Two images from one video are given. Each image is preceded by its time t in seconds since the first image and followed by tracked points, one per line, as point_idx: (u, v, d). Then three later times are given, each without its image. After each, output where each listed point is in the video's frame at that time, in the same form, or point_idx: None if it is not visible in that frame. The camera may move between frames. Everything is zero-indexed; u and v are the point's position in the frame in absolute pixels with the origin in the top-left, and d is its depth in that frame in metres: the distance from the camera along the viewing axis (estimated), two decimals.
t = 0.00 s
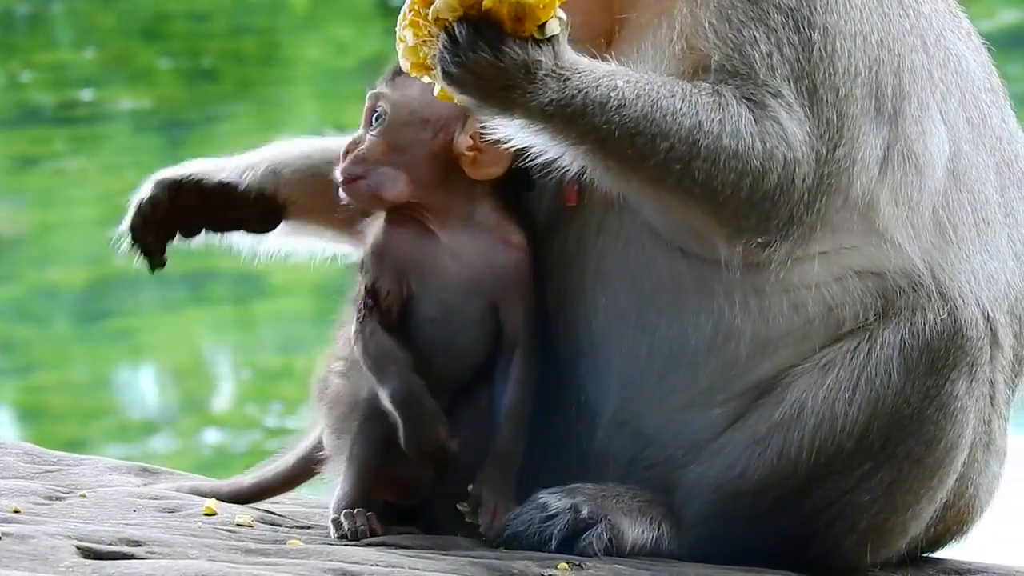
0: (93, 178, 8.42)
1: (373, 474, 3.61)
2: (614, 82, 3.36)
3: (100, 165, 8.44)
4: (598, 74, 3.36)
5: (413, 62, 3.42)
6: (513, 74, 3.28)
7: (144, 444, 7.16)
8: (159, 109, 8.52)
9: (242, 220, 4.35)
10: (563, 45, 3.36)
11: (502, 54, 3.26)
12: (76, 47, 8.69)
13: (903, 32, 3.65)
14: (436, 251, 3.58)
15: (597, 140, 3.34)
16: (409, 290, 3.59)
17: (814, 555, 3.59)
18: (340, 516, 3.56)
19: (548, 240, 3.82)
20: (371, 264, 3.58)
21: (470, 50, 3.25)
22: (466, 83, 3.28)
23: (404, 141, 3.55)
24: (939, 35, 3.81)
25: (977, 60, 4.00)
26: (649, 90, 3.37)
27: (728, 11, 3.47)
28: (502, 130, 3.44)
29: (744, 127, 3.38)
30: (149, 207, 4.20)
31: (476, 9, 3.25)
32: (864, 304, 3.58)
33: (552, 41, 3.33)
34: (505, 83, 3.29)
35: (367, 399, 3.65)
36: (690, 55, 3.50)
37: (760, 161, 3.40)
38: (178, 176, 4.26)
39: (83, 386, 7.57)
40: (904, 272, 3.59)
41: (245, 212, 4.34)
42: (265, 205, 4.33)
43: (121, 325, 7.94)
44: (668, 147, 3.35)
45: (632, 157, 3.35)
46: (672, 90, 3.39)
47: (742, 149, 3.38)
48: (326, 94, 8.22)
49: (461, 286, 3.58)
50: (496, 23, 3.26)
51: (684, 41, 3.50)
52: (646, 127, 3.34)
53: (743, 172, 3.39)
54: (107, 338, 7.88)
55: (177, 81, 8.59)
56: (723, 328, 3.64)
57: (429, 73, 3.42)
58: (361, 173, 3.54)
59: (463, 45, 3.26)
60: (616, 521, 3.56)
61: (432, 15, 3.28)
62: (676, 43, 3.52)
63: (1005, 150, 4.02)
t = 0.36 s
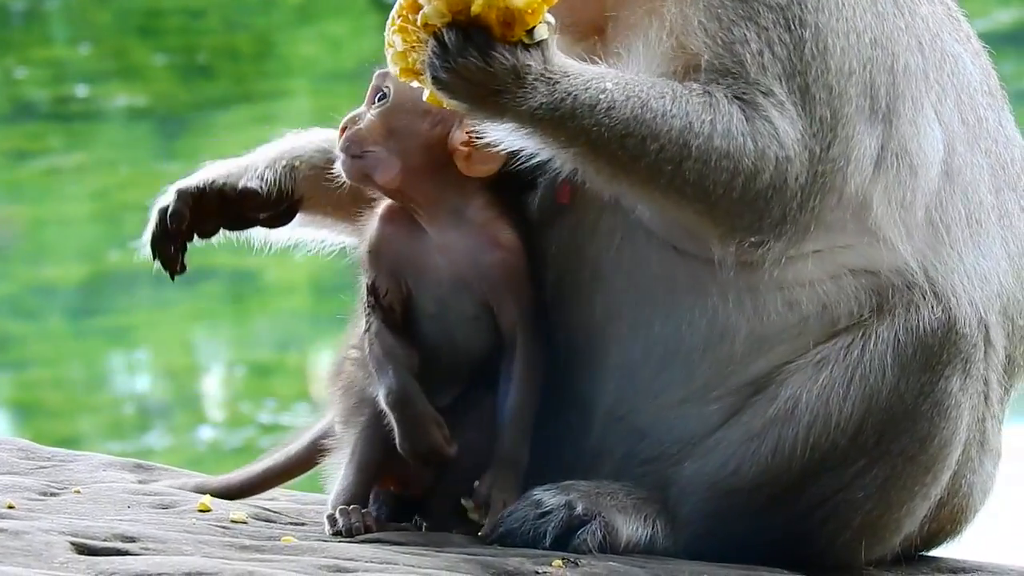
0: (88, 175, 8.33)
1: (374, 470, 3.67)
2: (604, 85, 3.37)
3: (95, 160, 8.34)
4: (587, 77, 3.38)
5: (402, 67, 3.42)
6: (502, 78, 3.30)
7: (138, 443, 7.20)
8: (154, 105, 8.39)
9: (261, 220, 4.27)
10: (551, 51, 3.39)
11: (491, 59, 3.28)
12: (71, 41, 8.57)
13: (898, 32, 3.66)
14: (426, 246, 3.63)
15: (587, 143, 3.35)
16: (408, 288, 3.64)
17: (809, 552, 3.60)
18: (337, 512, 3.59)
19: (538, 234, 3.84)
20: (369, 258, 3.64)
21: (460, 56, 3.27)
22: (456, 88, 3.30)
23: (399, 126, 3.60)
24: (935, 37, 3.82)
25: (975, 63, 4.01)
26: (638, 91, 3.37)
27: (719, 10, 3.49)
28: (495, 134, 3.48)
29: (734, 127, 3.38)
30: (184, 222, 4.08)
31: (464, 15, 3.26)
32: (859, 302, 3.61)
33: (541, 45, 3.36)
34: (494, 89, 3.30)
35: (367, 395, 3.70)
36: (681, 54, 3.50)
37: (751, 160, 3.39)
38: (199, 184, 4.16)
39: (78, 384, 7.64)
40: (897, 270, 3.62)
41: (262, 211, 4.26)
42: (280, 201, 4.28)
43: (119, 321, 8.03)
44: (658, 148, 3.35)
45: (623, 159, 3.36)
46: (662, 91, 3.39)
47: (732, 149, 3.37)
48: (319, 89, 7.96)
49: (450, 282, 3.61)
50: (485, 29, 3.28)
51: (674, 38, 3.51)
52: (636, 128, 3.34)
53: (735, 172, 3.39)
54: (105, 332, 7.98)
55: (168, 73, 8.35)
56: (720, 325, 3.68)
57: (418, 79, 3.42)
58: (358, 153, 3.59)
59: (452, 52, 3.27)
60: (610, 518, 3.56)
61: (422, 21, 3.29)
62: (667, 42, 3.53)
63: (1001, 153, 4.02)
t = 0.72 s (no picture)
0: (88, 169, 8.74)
1: (372, 470, 3.64)
2: (536, 95, 3.43)
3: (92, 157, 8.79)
4: (519, 88, 3.44)
5: (333, 88, 3.60)
6: (435, 94, 3.38)
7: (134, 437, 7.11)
8: (152, 100, 9.04)
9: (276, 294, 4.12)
10: (482, 65, 3.46)
11: (420, 77, 3.37)
12: (72, 38, 9.44)
13: (852, 26, 3.63)
14: (421, 247, 3.66)
15: (523, 153, 3.41)
16: (407, 289, 3.66)
17: (803, 542, 3.58)
18: (333, 508, 3.56)
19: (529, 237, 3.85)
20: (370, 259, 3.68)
21: (390, 75, 3.37)
22: (390, 109, 3.40)
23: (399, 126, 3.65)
24: (894, 26, 3.73)
25: (938, 50, 3.92)
26: (571, 100, 3.42)
27: (656, 11, 3.51)
28: (429, 150, 3.55)
29: (671, 130, 3.41)
30: (206, 312, 3.90)
31: (392, 34, 3.36)
32: (835, 293, 3.58)
33: (470, 60, 3.44)
34: (427, 105, 3.39)
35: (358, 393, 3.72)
36: (618, 57, 3.54)
37: (689, 162, 3.42)
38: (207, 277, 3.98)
39: (75, 378, 7.55)
40: (861, 259, 3.58)
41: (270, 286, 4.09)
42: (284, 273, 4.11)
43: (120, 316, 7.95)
44: (594, 155, 3.41)
45: (559, 168, 3.42)
46: (595, 98, 3.44)
47: (672, 153, 3.41)
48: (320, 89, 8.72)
49: (445, 283, 3.63)
50: (413, 46, 3.37)
51: (613, 40, 3.54)
52: (572, 136, 3.40)
53: (672, 174, 3.42)
54: (104, 327, 7.91)
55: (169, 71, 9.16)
56: (691, 323, 3.68)
57: (348, 99, 3.60)
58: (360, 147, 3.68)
59: (382, 72, 3.38)
60: (608, 515, 3.53)
61: (350, 43, 3.39)
62: (607, 45, 3.56)
63: (967, 136, 3.92)
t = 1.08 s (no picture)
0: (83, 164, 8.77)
1: (364, 467, 3.64)
2: (489, 95, 3.38)
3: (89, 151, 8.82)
4: (472, 88, 3.39)
5: (288, 90, 3.47)
6: (389, 97, 3.32)
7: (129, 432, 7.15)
8: (148, 94, 9.12)
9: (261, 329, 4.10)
10: (435, 66, 3.39)
11: (374, 79, 3.30)
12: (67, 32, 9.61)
13: (830, 23, 3.62)
14: (391, 253, 3.57)
15: (478, 154, 3.37)
16: (382, 296, 3.58)
17: (797, 539, 3.57)
18: (325, 504, 3.54)
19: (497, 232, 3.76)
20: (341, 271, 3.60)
21: (344, 78, 3.30)
22: (344, 111, 3.33)
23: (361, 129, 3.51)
24: (878, 24, 3.73)
25: (923, 46, 3.87)
26: (526, 99, 3.40)
27: (621, 5, 3.49)
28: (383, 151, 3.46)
29: (630, 127, 3.40)
30: (187, 361, 3.91)
31: (345, 35, 3.28)
32: (819, 289, 3.59)
33: (424, 60, 3.36)
34: (382, 108, 3.32)
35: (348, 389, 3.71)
36: (581, 52, 3.53)
37: (650, 159, 3.41)
38: (184, 324, 3.97)
39: (68, 373, 7.55)
40: (841, 253, 3.59)
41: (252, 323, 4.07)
42: (265, 308, 4.08)
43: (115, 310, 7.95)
44: (550, 155, 3.38)
45: (516, 168, 3.39)
46: (552, 97, 3.41)
47: (630, 152, 3.40)
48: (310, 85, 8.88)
49: (416, 287, 3.57)
50: (366, 48, 3.29)
51: (579, 31, 3.53)
52: (527, 136, 3.37)
53: (632, 172, 3.41)
54: (99, 322, 7.90)
55: (165, 65, 9.28)
56: (677, 317, 3.66)
57: (303, 101, 3.46)
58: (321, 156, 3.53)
59: (336, 74, 3.30)
60: (601, 511, 3.53)
61: (302, 45, 3.31)
62: (572, 43, 3.54)
63: (952, 131, 3.88)
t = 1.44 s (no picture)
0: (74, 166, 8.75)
1: (357, 466, 3.64)
2: (490, 80, 3.40)
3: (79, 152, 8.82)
4: (473, 73, 3.41)
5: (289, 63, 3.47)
6: (401, 76, 3.34)
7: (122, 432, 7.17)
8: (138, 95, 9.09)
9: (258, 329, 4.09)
10: (445, 50, 3.41)
11: (390, 56, 3.33)
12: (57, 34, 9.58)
13: (830, 24, 3.63)
14: (383, 255, 3.53)
15: (477, 138, 3.38)
16: (372, 298, 3.55)
17: (793, 537, 3.58)
18: (319, 503, 3.54)
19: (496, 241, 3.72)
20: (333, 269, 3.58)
21: (360, 53, 3.32)
22: (354, 85, 3.34)
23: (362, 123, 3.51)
24: (879, 26, 3.73)
25: (925, 49, 3.88)
26: (527, 86, 3.41)
27: (622, 4, 3.50)
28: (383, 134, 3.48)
29: (630, 124, 3.41)
30: (186, 363, 3.88)
31: (359, 11, 3.30)
32: (817, 289, 3.60)
33: (435, 43, 3.39)
34: (391, 86, 3.34)
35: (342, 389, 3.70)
36: (584, 51, 3.54)
37: (647, 156, 3.42)
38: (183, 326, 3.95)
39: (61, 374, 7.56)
40: (839, 254, 3.60)
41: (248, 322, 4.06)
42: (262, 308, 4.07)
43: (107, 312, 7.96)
44: (548, 144, 3.39)
45: (513, 154, 3.40)
46: (552, 87, 3.42)
47: (628, 145, 3.41)
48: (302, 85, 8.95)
49: (407, 289, 3.53)
50: (382, 26, 3.32)
51: (580, 30, 3.54)
52: (526, 124, 3.38)
53: (629, 168, 3.42)
54: (91, 323, 7.90)
55: (154, 66, 9.27)
56: (675, 315, 3.66)
57: (305, 74, 3.47)
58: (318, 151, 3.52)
59: (351, 49, 3.32)
60: (595, 509, 3.54)
61: (317, 18, 3.32)
62: (574, 42, 3.56)
63: (952, 134, 3.89)
